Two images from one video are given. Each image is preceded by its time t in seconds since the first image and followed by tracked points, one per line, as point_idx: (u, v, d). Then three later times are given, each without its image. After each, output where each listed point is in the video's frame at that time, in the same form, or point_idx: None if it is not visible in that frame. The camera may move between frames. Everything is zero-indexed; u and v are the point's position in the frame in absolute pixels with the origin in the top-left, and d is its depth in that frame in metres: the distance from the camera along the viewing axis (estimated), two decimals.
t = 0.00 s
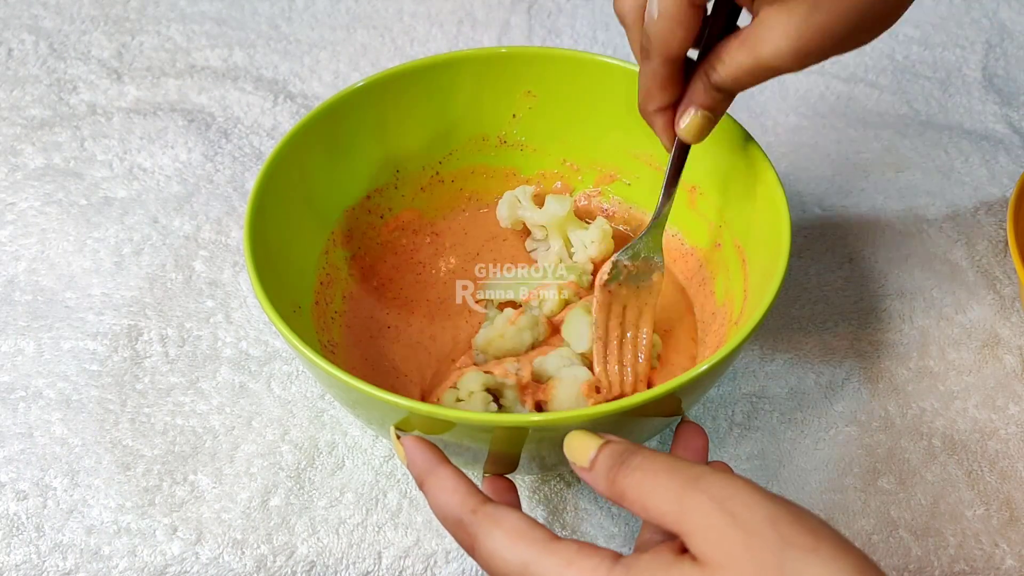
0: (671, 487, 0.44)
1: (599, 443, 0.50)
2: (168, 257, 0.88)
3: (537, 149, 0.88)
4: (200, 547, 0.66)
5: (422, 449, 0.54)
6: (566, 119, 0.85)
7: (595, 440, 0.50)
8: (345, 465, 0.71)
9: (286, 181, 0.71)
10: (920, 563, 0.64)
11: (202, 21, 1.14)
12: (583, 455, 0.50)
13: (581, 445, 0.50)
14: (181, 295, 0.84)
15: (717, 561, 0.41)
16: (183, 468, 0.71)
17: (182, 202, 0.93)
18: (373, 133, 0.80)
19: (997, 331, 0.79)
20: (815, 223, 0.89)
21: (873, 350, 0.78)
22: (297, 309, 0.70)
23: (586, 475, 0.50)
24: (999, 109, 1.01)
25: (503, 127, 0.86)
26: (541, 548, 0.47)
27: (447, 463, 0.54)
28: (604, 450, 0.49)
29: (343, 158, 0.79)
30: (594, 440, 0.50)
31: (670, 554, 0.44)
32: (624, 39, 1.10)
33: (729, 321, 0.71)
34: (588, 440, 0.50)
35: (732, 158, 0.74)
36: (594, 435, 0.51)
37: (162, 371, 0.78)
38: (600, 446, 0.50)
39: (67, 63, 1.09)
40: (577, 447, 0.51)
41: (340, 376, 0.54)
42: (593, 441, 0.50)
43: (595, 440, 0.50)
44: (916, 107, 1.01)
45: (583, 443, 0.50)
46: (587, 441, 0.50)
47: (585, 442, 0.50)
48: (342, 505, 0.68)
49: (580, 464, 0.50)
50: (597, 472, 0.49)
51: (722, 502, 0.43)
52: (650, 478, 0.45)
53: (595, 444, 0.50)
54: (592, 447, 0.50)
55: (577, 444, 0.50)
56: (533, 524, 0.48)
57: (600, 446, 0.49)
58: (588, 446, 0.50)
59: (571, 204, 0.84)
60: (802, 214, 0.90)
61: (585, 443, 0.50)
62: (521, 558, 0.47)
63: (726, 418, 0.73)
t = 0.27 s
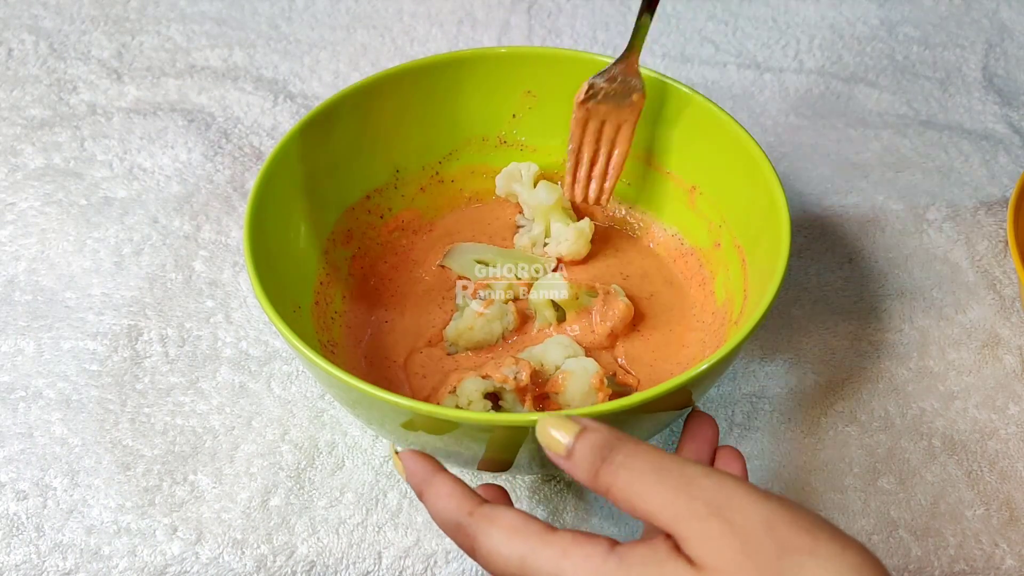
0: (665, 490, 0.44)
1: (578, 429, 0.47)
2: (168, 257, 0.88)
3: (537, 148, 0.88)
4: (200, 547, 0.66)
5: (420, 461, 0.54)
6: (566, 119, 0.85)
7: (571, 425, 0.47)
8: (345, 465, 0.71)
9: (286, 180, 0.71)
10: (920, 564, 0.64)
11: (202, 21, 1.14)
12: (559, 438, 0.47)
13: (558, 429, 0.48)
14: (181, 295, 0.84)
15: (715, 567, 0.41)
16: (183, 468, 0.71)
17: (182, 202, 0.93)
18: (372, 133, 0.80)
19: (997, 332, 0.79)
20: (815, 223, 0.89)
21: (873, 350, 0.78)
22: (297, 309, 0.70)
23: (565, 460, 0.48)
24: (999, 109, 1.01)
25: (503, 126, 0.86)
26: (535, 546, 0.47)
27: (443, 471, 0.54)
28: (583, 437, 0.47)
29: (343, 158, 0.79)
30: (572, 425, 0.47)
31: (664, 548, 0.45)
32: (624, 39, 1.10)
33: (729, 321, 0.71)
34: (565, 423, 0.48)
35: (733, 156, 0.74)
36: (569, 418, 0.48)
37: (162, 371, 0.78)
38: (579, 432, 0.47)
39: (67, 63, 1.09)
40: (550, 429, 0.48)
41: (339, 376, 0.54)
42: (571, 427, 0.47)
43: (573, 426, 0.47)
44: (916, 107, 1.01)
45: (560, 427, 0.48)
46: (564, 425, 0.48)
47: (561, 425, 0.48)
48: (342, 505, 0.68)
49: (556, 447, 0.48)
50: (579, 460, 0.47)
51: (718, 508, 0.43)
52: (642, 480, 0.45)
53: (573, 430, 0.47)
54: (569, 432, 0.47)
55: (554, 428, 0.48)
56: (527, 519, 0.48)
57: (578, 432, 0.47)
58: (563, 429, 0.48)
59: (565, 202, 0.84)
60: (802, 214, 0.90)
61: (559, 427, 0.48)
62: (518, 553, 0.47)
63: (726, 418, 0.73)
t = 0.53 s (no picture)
0: (673, 459, 0.45)
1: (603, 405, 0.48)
2: (168, 257, 0.88)
3: (537, 148, 0.88)
4: (200, 547, 0.66)
5: (418, 445, 0.55)
6: (566, 120, 0.85)
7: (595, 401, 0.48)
8: (345, 465, 0.71)
9: (286, 180, 0.71)
10: (920, 564, 0.64)
11: (202, 21, 1.14)
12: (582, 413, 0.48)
13: (581, 404, 0.48)
14: (181, 295, 0.84)
15: (720, 533, 0.42)
16: (183, 468, 0.71)
17: (182, 202, 0.93)
18: (372, 133, 0.80)
19: (997, 332, 0.79)
20: (815, 223, 0.89)
21: (873, 350, 0.78)
22: (297, 309, 0.70)
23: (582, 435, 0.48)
24: (999, 109, 1.01)
25: (503, 126, 0.86)
26: (538, 522, 0.47)
27: (443, 454, 0.54)
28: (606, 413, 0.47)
29: (343, 158, 0.79)
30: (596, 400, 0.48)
31: (669, 526, 0.45)
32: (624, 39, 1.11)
33: (729, 321, 0.71)
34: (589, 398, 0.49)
35: (733, 154, 0.74)
36: (594, 393, 0.49)
37: (162, 371, 0.78)
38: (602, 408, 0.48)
39: (67, 63, 1.09)
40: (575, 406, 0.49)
41: (339, 376, 0.54)
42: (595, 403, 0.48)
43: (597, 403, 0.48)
44: (916, 107, 1.01)
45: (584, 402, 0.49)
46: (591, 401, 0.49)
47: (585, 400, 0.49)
48: (343, 505, 0.68)
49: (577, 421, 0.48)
50: (597, 436, 0.47)
51: (725, 475, 0.43)
52: (651, 449, 0.45)
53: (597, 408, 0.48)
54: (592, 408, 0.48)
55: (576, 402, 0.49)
56: (528, 501, 0.49)
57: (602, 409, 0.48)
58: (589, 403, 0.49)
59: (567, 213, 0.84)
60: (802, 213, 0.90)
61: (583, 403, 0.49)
62: (518, 535, 0.48)
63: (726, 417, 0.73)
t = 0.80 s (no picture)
0: (671, 458, 0.45)
1: (604, 404, 0.48)
2: (168, 257, 0.88)
3: (537, 148, 0.88)
4: (200, 547, 0.66)
5: (419, 444, 0.55)
6: (566, 119, 0.85)
7: (596, 399, 0.48)
8: (345, 465, 0.71)
9: (286, 179, 0.71)
10: (920, 564, 0.64)
11: (202, 21, 1.14)
12: (583, 411, 0.48)
13: (581, 402, 0.48)
14: (181, 295, 0.84)
15: (717, 530, 0.42)
16: (183, 468, 0.71)
17: (182, 202, 0.93)
18: (372, 133, 0.80)
19: (997, 332, 0.79)
20: (815, 223, 0.89)
21: (873, 350, 0.78)
22: (297, 308, 0.70)
23: (582, 434, 0.48)
24: (999, 109, 1.01)
25: (502, 126, 0.86)
26: (535, 521, 0.47)
27: (442, 454, 0.54)
28: (605, 413, 0.47)
29: (343, 158, 0.79)
30: (597, 399, 0.48)
31: (666, 524, 0.45)
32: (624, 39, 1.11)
33: (729, 320, 0.71)
34: (588, 396, 0.49)
35: (733, 153, 0.74)
36: (594, 392, 0.49)
37: (162, 371, 0.78)
38: (602, 408, 0.48)
39: (67, 63, 1.09)
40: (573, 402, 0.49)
41: (340, 376, 0.54)
42: (596, 401, 0.48)
43: (597, 402, 0.48)
44: (916, 107, 1.01)
45: (581, 397, 0.49)
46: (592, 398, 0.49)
47: (585, 396, 0.49)
48: (342, 505, 0.68)
49: (575, 420, 0.48)
50: (598, 435, 0.47)
51: (723, 473, 0.43)
52: (649, 448, 0.45)
53: (597, 407, 0.48)
54: (593, 406, 0.48)
55: (576, 401, 0.49)
56: (525, 500, 0.49)
57: (602, 407, 0.48)
58: (590, 401, 0.48)
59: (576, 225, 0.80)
60: (802, 214, 0.90)
61: (584, 400, 0.48)
62: (515, 534, 0.48)
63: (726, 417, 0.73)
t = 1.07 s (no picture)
0: (673, 456, 0.45)
1: (604, 405, 0.48)
2: (168, 257, 0.88)
3: (537, 148, 0.88)
4: (200, 547, 0.66)
5: (420, 444, 0.55)
6: (566, 119, 0.85)
7: (596, 399, 0.48)
8: (345, 465, 0.71)
9: (286, 180, 0.71)
10: (920, 564, 0.64)
11: (203, 21, 1.14)
12: (584, 411, 0.48)
13: (581, 403, 0.48)
14: (181, 295, 0.84)
15: (719, 527, 0.42)
16: (183, 468, 0.71)
17: (182, 202, 0.93)
18: (372, 133, 0.80)
19: (997, 332, 0.79)
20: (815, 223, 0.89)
21: (873, 350, 0.78)
22: (297, 309, 0.70)
23: (583, 435, 0.48)
24: (999, 109, 1.01)
25: (502, 126, 0.86)
26: (537, 520, 0.47)
27: (443, 453, 0.54)
28: (606, 413, 0.48)
29: (342, 158, 0.79)
30: (598, 400, 0.48)
31: (668, 522, 0.45)
32: (625, 39, 1.11)
33: (729, 321, 0.71)
34: (589, 396, 0.49)
35: (734, 153, 0.74)
36: (595, 393, 0.49)
37: (163, 371, 0.78)
38: (603, 409, 0.48)
39: (67, 63, 1.09)
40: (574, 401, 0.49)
41: (341, 376, 0.54)
42: (597, 402, 0.48)
43: (598, 402, 0.48)
44: (916, 107, 1.01)
45: (581, 397, 0.49)
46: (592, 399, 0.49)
47: (586, 395, 0.49)
48: (343, 505, 0.68)
49: (577, 421, 0.48)
50: (599, 435, 0.47)
51: (724, 471, 0.43)
52: (650, 447, 0.45)
53: (598, 407, 0.48)
54: (593, 407, 0.48)
55: (577, 402, 0.49)
56: (527, 499, 0.49)
57: (603, 408, 0.48)
58: (591, 402, 0.48)
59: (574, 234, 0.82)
60: (802, 214, 0.90)
61: (585, 400, 0.48)
62: (517, 532, 0.48)
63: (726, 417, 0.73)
